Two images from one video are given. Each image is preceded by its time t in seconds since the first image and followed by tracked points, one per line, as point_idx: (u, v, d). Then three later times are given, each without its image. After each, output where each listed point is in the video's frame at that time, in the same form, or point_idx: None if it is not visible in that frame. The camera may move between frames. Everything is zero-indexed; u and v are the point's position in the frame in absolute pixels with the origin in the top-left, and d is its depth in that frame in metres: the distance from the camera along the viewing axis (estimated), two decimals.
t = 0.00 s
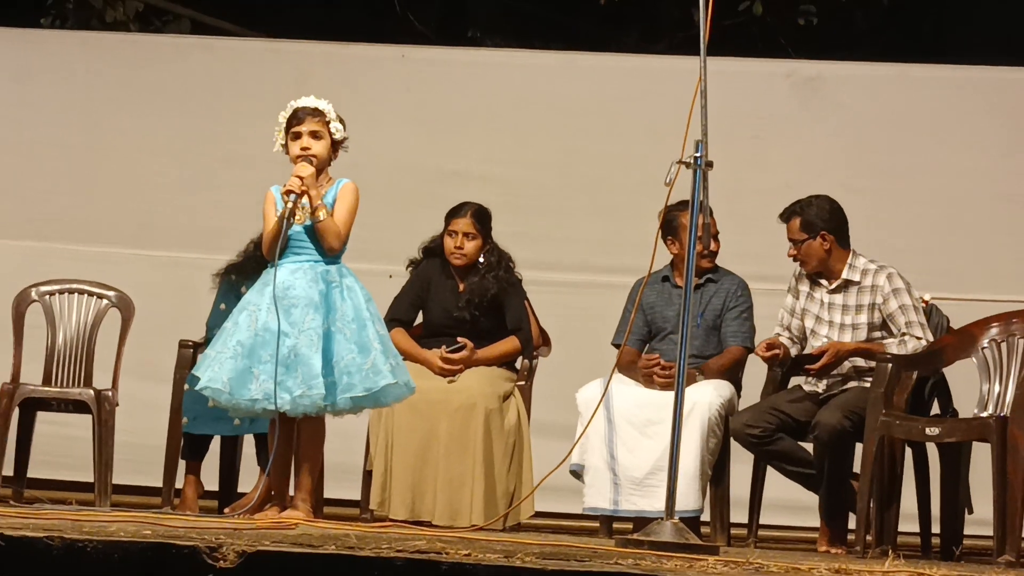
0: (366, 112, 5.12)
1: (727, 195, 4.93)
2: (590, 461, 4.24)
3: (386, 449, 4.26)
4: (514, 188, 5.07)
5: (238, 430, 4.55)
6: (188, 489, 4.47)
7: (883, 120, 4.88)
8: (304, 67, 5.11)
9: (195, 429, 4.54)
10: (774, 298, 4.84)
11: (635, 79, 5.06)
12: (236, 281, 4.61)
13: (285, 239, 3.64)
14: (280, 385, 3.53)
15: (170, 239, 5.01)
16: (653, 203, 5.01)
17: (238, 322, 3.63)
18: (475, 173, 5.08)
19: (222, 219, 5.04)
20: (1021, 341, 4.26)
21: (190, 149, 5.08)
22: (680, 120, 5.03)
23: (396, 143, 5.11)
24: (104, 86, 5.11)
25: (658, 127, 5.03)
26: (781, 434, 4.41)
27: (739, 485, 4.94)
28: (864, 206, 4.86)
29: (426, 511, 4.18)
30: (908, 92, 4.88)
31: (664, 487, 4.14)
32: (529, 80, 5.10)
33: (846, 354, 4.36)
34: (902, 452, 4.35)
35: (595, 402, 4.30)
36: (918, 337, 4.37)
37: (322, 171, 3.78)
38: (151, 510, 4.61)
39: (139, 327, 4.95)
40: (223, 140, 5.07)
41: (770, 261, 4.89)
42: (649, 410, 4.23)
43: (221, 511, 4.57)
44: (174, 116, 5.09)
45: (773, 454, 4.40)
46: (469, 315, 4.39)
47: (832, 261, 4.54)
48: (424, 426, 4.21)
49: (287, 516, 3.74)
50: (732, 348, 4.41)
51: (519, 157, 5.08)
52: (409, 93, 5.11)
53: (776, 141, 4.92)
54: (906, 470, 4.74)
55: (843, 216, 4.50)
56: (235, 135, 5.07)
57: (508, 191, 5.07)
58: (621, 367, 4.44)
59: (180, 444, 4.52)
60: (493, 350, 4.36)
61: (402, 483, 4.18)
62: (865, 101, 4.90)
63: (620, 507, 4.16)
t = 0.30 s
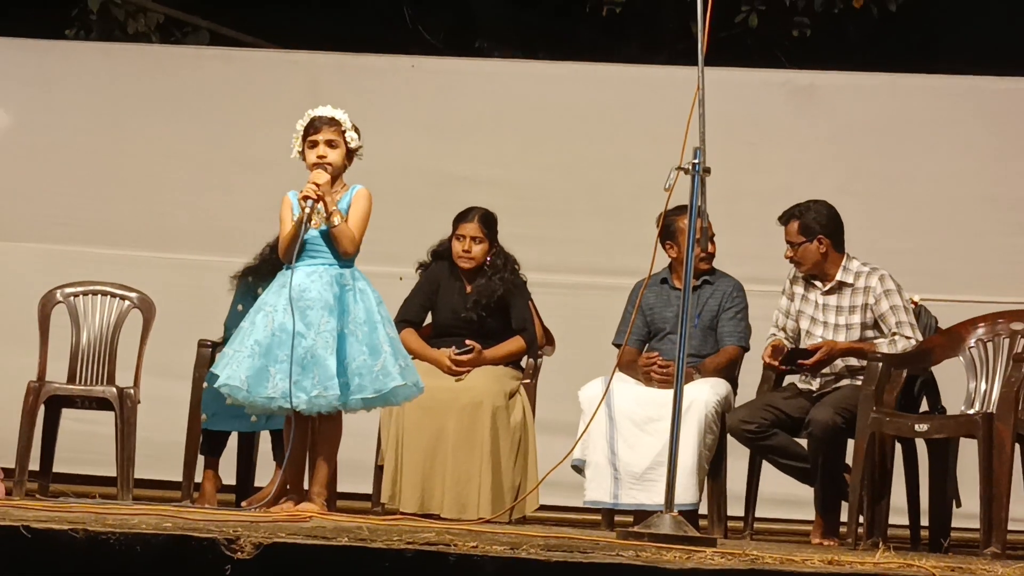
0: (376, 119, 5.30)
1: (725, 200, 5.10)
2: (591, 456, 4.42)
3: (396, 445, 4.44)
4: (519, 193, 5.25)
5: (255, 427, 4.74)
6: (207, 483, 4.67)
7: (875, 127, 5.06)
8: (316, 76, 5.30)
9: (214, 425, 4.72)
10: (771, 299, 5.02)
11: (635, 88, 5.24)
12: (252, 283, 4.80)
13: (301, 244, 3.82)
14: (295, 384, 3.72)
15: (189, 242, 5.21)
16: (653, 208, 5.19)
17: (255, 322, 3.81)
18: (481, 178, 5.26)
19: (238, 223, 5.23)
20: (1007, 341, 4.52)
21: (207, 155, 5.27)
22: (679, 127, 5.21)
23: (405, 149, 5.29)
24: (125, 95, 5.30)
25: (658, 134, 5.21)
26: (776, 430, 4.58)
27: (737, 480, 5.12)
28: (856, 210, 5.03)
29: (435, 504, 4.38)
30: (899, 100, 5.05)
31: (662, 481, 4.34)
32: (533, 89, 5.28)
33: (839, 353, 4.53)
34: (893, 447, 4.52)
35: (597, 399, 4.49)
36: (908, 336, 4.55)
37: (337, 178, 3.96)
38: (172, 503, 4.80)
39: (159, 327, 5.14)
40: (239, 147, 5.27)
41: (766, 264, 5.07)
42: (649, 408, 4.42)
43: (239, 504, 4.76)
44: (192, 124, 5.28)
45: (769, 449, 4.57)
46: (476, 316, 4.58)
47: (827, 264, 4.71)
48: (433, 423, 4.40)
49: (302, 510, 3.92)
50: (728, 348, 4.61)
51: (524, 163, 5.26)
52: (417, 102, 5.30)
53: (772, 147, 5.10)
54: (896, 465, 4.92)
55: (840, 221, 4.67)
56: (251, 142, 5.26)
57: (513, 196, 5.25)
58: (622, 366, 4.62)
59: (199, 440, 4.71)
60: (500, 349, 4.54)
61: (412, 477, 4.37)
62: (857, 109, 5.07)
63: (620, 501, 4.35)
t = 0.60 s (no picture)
0: (384, 126, 5.51)
1: (720, 203, 5.30)
2: (592, 449, 4.62)
3: (405, 438, 4.65)
4: (522, 197, 5.45)
5: (269, 421, 4.95)
6: (223, 475, 4.87)
7: (864, 134, 5.26)
8: (327, 85, 5.51)
9: (230, 419, 4.94)
10: (765, 299, 5.22)
11: (634, 96, 5.44)
12: (267, 283, 5.01)
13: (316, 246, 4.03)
14: (311, 379, 3.92)
15: (205, 244, 5.42)
16: (651, 211, 5.39)
17: (271, 321, 4.02)
18: (485, 183, 5.46)
19: (252, 225, 5.43)
20: (990, 339, 4.74)
21: (222, 161, 5.48)
22: (675, 133, 5.41)
23: (412, 155, 5.50)
24: (144, 103, 5.51)
25: (655, 140, 5.42)
26: (770, 423, 4.77)
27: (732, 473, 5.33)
28: (846, 213, 5.23)
29: (442, 495, 4.58)
30: (887, 108, 5.26)
31: (661, 472, 4.53)
32: (535, 97, 5.49)
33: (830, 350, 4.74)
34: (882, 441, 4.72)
35: (597, 394, 4.70)
36: (895, 334, 4.76)
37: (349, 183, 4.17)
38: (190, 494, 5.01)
39: (176, 326, 5.35)
40: (252, 152, 5.47)
41: (760, 265, 5.27)
42: (647, 402, 4.63)
43: (254, 495, 4.97)
44: (208, 131, 5.49)
45: (762, 442, 4.76)
46: (481, 315, 4.80)
47: (817, 265, 4.91)
48: (440, 417, 4.61)
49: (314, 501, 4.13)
50: (723, 345, 4.81)
51: (527, 168, 5.46)
52: (424, 109, 5.51)
53: (765, 153, 5.30)
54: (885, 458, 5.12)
55: (830, 223, 4.87)
56: (265, 148, 5.47)
57: (516, 200, 5.45)
58: (621, 362, 4.82)
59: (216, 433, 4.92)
60: (503, 347, 4.75)
61: (420, 469, 4.58)
62: (846, 117, 5.28)
63: (620, 492, 4.55)
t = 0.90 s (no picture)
0: (389, 133, 5.73)
1: (713, 207, 5.52)
2: (590, 442, 4.84)
3: (410, 432, 4.87)
4: (522, 201, 5.67)
5: (280, 416, 5.15)
6: (236, 467, 5.09)
7: (851, 140, 5.47)
8: (334, 93, 5.73)
9: (243, 414, 5.13)
10: (756, 298, 5.43)
11: (630, 103, 5.66)
12: (279, 284, 5.22)
13: (329, 249, 4.24)
14: (325, 375, 4.14)
15: (218, 247, 5.64)
16: (647, 214, 5.61)
17: (286, 320, 4.23)
18: (488, 187, 5.68)
19: (263, 228, 5.66)
20: (972, 337, 4.98)
21: (235, 166, 5.70)
22: (670, 140, 5.63)
23: (417, 161, 5.71)
24: (159, 110, 5.73)
25: (650, 146, 5.63)
26: (760, 419, 4.98)
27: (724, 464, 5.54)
28: (834, 217, 5.44)
29: (446, 487, 4.80)
30: (872, 116, 5.47)
31: (655, 465, 4.75)
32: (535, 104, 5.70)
33: (817, 347, 4.95)
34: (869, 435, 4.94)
35: (595, 390, 4.91)
36: (881, 332, 4.97)
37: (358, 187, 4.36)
38: (205, 485, 5.23)
39: (191, 324, 5.57)
40: (263, 158, 5.69)
41: (751, 266, 5.48)
42: (643, 397, 4.85)
43: (267, 486, 5.20)
44: (221, 137, 5.71)
45: (754, 437, 4.97)
46: (483, 314, 5.01)
47: (805, 266, 5.12)
48: (443, 412, 4.82)
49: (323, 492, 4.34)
50: (716, 343, 5.03)
51: (527, 173, 5.68)
52: (428, 117, 5.72)
53: (756, 159, 5.51)
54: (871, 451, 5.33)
55: (818, 227, 5.07)
56: (275, 153, 5.69)
57: (517, 204, 5.67)
58: (618, 359, 5.01)
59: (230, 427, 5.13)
60: (504, 345, 4.96)
61: (425, 462, 4.80)
62: (834, 124, 5.48)
63: (616, 483, 4.77)
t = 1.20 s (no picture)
0: (394, 138, 5.96)
1: (705, 209, 5.74)
2: (587, 435, 5.08)
3: (415, 424, 5.10)
4: (522, 203, 5.89)
5: (290, 409, 5.42)
6: (248, 458, 5.32)
7: (837, 145, 5.69)
8: (341, 100, 5.96)
9: (255, 407, 5.39)
10: (746, 296, 5.65)
11: (625, 110, 5.89)
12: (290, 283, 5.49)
13: (335, 249, 4.47)
14: (330, 371, 4.36)
15: (230, 247, 5.87)
16: (642, 216, 5.83)
17: (293, 316, 4.44)
18: (489, 190, 5.91)
19: (273, 229, 5.88)
20: (952, 333, 5.18)
21: (245, 170, 5.93)
22: (664, 144, 5.86)
23: (421, 165, 5.94)
24: (173, 116, 5.97)
25: (645, 151, 5.86)
26: (750, 411, 5.20)
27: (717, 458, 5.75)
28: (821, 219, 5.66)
29: (449, 477, 5.03)
30: (858, 121, 5.69)
31: (649, 456, 4.97)
32: (533, 110, 5.93)
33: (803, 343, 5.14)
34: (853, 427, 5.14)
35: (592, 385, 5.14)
36: (865, 329, 5.24)
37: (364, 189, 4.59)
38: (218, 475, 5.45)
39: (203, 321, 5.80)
40: (272, 162, 5.92)
41: (741, 266, 5.70)
42: (637, 391, 5.06)
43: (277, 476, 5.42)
44: (232, 142, 5.95)
45: (743, 429, 5.18)
46: (484, 311, 5.25)
47: (792, 266, 5.39)
48: (445, 405, 5.04)
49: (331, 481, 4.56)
50: (708, 339, 5.25)
51: (526, 176, 5.91)
52: (431, 122, 5.95)
53: (746, 163, 5.74)
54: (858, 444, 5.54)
55: (804, 228, 5.44)
56: (284, 157, 5.92)
57: (517, 206, 5.89)
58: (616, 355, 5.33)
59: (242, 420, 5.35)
60: (506, 341, 5.19)
61: (430, 453, 5.04)
62: (821, 130, 5.71)
63: (612, 474, 5.00)
